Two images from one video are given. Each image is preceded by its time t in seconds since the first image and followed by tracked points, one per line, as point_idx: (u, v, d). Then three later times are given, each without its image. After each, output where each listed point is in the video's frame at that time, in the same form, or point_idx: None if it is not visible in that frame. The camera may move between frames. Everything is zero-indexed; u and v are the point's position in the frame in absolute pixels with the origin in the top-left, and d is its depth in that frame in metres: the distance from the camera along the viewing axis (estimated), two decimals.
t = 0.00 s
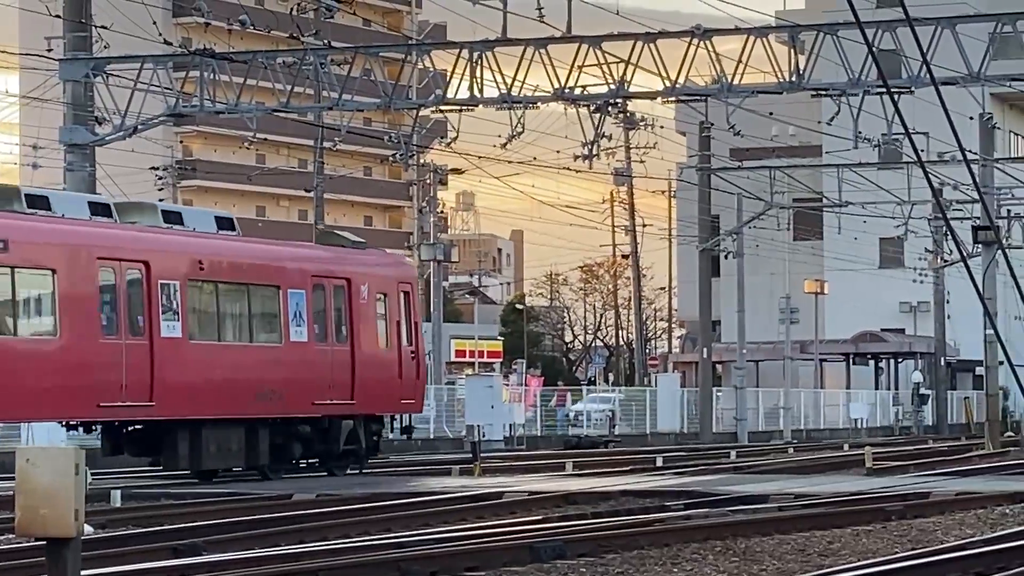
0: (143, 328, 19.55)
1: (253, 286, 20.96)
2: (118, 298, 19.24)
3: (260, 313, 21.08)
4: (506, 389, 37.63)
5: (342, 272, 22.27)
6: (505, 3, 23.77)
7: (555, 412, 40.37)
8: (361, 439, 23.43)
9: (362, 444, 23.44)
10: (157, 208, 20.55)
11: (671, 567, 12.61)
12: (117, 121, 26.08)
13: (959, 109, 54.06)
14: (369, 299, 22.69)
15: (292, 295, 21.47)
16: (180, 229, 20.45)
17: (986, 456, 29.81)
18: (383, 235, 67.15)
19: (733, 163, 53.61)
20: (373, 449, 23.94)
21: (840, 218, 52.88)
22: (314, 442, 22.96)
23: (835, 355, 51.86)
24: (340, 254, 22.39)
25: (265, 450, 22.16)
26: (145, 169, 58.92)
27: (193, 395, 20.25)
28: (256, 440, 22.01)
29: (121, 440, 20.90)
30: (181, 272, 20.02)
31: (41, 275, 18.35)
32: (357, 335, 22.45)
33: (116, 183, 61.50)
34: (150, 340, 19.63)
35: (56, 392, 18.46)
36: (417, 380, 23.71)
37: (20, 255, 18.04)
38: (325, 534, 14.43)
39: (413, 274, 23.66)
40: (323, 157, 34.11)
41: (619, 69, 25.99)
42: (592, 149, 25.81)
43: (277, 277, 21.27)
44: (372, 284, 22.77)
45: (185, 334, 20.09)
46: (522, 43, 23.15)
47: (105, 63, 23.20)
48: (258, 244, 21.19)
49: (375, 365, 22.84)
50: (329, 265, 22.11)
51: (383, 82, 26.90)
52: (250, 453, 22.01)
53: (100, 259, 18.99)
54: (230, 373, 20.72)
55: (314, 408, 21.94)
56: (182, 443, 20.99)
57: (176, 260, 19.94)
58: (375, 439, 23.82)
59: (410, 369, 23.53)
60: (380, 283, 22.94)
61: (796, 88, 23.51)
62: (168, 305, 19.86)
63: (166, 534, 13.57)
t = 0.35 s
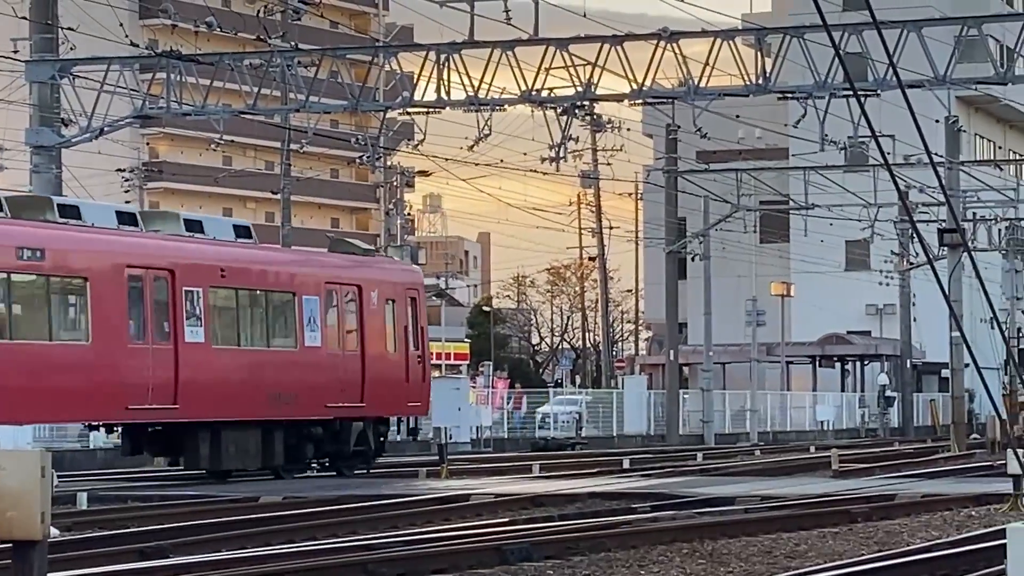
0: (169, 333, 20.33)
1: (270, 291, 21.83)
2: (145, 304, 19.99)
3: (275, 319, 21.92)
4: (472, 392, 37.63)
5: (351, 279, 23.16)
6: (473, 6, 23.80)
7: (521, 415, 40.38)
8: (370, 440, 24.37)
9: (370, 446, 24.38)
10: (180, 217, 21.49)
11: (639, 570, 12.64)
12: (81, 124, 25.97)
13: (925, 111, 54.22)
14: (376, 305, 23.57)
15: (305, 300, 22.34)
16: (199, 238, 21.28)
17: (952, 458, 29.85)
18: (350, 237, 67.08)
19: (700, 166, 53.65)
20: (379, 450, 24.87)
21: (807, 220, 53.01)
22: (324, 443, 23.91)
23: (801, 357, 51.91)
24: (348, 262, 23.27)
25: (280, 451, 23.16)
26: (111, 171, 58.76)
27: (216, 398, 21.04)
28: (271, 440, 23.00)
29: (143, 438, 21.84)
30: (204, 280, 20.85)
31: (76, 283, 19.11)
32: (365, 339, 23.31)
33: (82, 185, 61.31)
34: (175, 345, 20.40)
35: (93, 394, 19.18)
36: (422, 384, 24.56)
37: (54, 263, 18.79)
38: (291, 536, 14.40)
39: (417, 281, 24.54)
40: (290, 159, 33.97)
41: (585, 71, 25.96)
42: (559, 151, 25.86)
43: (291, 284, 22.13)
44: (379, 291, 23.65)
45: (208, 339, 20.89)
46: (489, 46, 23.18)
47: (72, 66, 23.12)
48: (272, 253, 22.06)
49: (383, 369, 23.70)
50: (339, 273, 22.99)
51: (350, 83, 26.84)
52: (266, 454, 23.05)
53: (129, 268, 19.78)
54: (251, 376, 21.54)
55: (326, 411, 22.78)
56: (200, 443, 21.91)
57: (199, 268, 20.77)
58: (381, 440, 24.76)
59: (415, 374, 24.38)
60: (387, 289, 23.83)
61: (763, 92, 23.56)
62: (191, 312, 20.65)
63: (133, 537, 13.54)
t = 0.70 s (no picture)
0: (189, 337, 21.07)
1: (283, 296, 22.48)
2: (166, 309, 20.77)
3: (287, 323, 22.56)
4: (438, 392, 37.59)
5: (357, 284, 23.77)
6: (439, 8, 23.79)
7: (485, 415, 40.35)
8: (376, 440, 24.74)
9: (376, 446, 24.75)
10: (197, 225, 22.12)
11: (605, 571, 12.64)
12: (45, 124, 25.83)
13: (891, 113, 54.41)
14: (383, 309, 24.16)
15: (314, 305, 22.98)
16: (217, 245, 21.99)
17: (916, 460, 29.97)
18: (316, 239, 66.99)
19: (666, 168, 53.68)
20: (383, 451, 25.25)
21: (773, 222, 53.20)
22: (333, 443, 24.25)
23: (767, 359, 51.95)
24: (356, 268, 23.89)
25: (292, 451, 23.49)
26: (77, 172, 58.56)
27: (232, 400, 21.74)
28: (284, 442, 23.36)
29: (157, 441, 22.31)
30: (222, 285, 21.55)
31: (100, 288, 19.91)
32: (371, 342, 23.90)
33: (48, 185, 61.09)
34: (194, 348, 21.15)
35: (113, 396, 19.98)
36: (427, 387, 25.11)
37: (81, 269, 19.63)
38: (256, 538, 14.37)
39: (421, 286, 25.14)
40: (256, 158, 33.85)
41: (552, 73, 25.98)
42: (525, 153, 25.83)
43: (302, 289, 22.77)
44: (385, 295, 24.24)
45: (225, 342, 21.60)
46: (455, 47, 23.15)
47: (36, 66, 23.00)
48: (284, 259, 22.70)
49: (389, 371, 24.25)
50: (346, 277, 23.61)
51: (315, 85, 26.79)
52: (279, 454, 23.39)
53: (151, 273, 20.56)
54: (264, 378, 22.19)
55: (334, 412, 23.36)
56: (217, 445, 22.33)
57: (216, 274, 21.48)
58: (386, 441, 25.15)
59: (420, 376, 24.94)
60: (393, 294, 24.40)
61: (729, 94, 23.59)
62: (210, 316, 21.38)
63: (98, 539, 13.49)
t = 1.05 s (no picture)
0: (200, 339, 21.74)
1: (284, 299, 23.07)
2: (179, 313, 21.46)
3: (289, 325, 23.14)
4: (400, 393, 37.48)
5: (355, 287, 24.31)
6: (402, 8, 23.76)
7: (447, 415, 40.27)
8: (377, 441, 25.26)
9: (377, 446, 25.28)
10: (205, 231, 22.65)
11: (568, 572, 12.67)
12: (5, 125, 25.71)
13: (853, 114, 54.55)
14: (381, 313, 24.69)
15: (315, 308, 23.55)
16: (224, 250, 22.59)
17: (878, 460, 30.02)
18: (278, 239, 66.79)
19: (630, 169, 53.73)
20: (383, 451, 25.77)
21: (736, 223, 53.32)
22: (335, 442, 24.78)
23: (730, 359, 51.96)
24: (354, 272, 24.43)
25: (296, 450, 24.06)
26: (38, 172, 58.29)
27: (240, 401, 22.38)
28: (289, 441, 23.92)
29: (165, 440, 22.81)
30: (230, 289, 22.23)
31: (118, 292, 20.65)
32: (371, 344, 24.42)
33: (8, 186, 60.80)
34: (205, 350, 21.81)
35: (128, 395, 20.70)
36: (422, 388, 25.64)
37: (100, 273, 20.38)
38: (220, 539, 14.37)
39: (416, 290, 25.67)
40: (217, 157, 33.67)
41: (514, 72, 25.96)
42: (489, 153, 25.80)
43: (302, 293, 23.36)
44: (384, 298, 24.78)
45: (234, 344, 22.23)
46: (418, 48, 23.15)
47: None
48: (285, 264, 23.29)
49: (387, 373, 24.77)
50: (345, 281, 24.16)
51: (278, 86, 26.73)
52: (284, 453, 23.96)
53: (166, 277, 21.27)
54: (269, 378, 22.79)
55: (336, 411, 23.89)
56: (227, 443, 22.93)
57: (225, 279, 22.16)
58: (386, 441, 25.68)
59: (416, 377, 25.46)
60: (390, 298, 24.94)
61: (691, 94, 23.59)
62: (219, 318, 22.03)
63: (60, 540, 13.47)
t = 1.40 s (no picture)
0: (203, 341, 21.98)
1: (283, 301, 23.31)
2: (185, 315, 21.70)
3: (288, 326, 23.40)
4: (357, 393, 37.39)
5: (353, 289, 24.57)
6: (360, 7, 23.74)
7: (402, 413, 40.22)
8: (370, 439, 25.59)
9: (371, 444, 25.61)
10: (206, 236, 22.88)
11: (526, 571, 12.65)
12: None
13: (810, 115, 54.64)
14: (376, 314, 24.96)
15: (312, 310, 23.82)
16: (224, 253, 22.83)
17: (836, 459, 30.11)
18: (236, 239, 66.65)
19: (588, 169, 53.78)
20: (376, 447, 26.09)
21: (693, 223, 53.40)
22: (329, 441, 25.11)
23: (687, 358, 51.97)
24: (350, 274, 24.69)
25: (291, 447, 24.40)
26: None
27: (242, 400, 22.64)
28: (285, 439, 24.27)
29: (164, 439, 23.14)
30: (232, 292, 22.50)
31: (128, 295, 20.87)
32: (366, 344, 24.70)
33: None
34: (209, 352, 22.06)
35: (136, 395, 20.90)
36: (413, 387, 25.90)
37: (111, 276, 20.59)
38: (177, 539, 14.32)
39: (408, 291, 25.93)
40: (173, 156, 33.53)
41: (472, 71, 25.95)
42: (447, 153, 25.81)
43: (299, 295, 23.62)
44: (378, 300, 25.05)
45: (235, 345, 22.49)
46: (376, 47, 23.12)
47: None
48: (282, 266, 23.55)
49: (381, 373, 25.04)
50: (342, 283, 24.42)
51: (237, 84, 26.68)
52: (280, 451, 24.30)
53: (172, 281, 21.51)
54: (267, 379, 23.05)
55: (332, 411, 24.16)
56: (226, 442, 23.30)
57: (227, 282, 22.41)
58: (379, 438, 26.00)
59: (408, 376, 25.74)
60: (384, 300, 25.19)
61: (649, 94, 23.58)
62: (221, 321, 22.29)
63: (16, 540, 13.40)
